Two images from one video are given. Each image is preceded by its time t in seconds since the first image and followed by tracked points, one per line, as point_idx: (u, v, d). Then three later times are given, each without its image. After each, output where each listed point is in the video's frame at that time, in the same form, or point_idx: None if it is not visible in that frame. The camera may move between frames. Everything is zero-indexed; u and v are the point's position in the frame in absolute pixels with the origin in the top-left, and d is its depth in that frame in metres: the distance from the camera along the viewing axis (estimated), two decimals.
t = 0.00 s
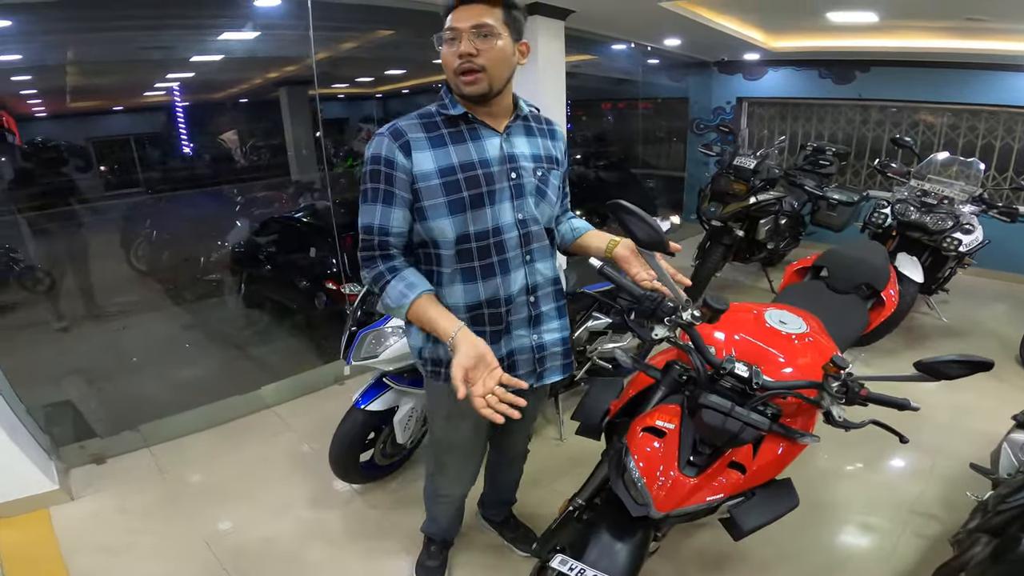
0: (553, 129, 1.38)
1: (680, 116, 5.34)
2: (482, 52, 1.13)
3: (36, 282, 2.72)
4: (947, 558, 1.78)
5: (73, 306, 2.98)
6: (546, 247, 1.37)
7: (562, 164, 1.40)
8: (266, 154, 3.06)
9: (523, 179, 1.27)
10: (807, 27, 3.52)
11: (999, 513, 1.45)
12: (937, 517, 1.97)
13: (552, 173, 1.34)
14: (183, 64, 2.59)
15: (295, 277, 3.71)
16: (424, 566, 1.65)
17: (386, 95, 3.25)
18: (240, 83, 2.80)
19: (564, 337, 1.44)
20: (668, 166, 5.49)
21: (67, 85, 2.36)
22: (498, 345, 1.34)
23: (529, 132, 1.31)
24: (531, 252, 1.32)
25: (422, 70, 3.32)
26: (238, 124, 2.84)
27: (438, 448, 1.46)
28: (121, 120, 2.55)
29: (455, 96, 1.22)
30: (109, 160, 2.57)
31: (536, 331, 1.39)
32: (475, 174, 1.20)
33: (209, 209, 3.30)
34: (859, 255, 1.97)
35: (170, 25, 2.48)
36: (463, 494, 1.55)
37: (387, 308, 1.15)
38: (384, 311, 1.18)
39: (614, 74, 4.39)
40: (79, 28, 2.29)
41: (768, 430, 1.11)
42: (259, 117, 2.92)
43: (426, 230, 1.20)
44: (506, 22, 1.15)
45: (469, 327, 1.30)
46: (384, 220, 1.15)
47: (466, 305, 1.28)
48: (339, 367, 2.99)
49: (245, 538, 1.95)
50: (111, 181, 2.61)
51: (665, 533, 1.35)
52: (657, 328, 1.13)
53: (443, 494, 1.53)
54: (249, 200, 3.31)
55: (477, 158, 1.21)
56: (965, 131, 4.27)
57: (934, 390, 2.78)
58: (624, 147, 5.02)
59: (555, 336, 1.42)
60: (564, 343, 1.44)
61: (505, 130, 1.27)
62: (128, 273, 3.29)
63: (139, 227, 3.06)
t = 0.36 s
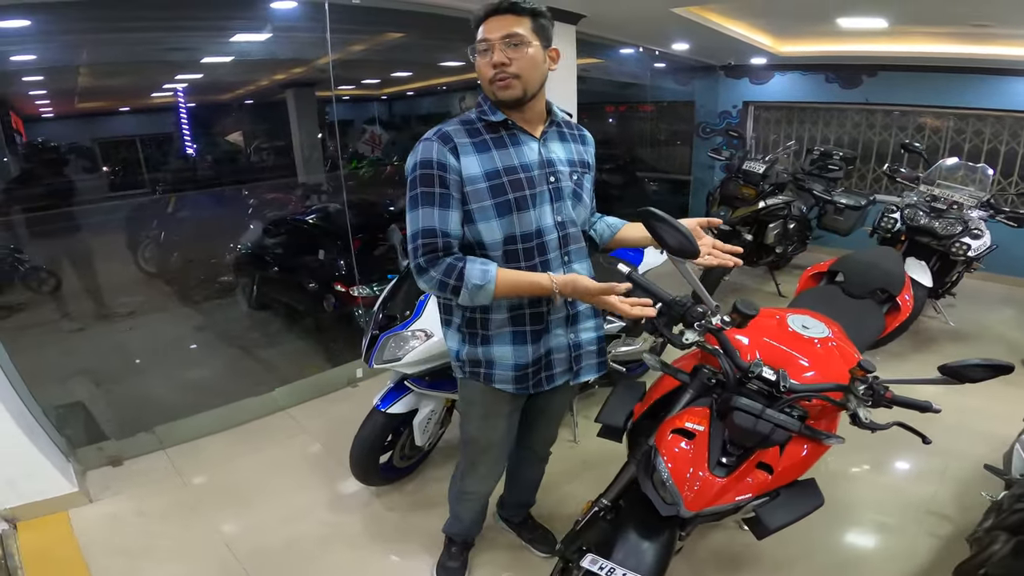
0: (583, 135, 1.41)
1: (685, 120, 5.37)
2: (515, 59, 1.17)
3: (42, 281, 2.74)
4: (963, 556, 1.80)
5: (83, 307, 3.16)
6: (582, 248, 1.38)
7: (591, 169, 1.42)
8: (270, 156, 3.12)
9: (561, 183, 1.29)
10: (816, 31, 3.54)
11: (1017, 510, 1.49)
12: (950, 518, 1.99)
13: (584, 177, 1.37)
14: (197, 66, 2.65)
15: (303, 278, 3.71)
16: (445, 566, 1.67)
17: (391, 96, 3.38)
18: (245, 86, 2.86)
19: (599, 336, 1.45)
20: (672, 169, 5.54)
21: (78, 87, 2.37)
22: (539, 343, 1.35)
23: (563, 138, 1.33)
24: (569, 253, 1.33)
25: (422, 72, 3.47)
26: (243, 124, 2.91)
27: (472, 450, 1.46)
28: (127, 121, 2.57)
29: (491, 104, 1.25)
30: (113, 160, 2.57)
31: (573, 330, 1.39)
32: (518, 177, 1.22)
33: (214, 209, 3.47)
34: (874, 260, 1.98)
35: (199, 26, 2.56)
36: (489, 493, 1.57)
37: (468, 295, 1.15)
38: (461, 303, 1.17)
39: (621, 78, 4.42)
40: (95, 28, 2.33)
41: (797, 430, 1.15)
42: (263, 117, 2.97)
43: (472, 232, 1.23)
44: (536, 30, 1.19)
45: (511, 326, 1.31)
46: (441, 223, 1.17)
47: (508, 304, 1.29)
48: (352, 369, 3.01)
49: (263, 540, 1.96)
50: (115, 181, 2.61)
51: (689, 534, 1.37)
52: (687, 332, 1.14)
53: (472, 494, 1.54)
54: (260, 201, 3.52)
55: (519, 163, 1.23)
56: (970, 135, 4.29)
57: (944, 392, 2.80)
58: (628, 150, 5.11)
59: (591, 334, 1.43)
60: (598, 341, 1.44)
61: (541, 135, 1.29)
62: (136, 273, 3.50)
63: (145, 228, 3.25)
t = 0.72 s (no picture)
0: (604, 141, 1.41)
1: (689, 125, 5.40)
2: (539, 64, 1.17)
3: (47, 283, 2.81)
4: (978, 559, 1.79)
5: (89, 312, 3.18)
6: (602, 252, 1.38)
7: (612, 174, 1.43)
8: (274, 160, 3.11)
9: (582, 187, 1.29)
10: (822, 37, 3.55)
11: None
12: (964, 520, 1.98)
13: (605, 181, 1.37)
14: (206, 70, 2.69)
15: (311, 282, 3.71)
16: (458, 569, 1.66)
17: (396, 100, 3.39)
18: (253, 90, 2.91)
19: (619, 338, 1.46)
20: (676, 173, 5.71)
21: (89, 89, 2.45)
22: (559, 344, 1.34)
23: (584, 143, 1.33)
24: (588, 257, 1.33)
25: (428, 77, 3.50)
26: (248, 127, 2.94)
27: (491, 451, 1.45)
28: (133, 124, 2.63)
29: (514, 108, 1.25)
30: (119, 164, 2.60)
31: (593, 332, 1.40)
32: (540, 181, 1.22)
33: (223, 215, 3.44)
34: (887, 265, 1.98)
35: (210, 29, 2.58)
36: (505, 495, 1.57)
37: (456, 296, 1.15)
38: (450, 302, 1.17)
39: (627, 83, 4.44)
40: (110, 32, 2.38)
41: (819, 432, 1.14)
42: (269, 121, 3.00)
43: (493, 234, 1.24)
44: (560, 36, 1.19)
45: (533, 326, 1.31)
46: (450, 224, 1.18)
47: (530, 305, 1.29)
48: (361, 372, 3.01)
49: (274, 543, 1.96)
50: (120, 187, 2.64)
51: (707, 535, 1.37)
52: (708, 334, 1.15)
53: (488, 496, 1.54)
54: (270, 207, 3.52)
55: (541, 166, 1.23)
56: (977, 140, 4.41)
57: (955, 396, 2.79)
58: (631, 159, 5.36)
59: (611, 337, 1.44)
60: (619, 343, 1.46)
61: (563, 140, 1.29)
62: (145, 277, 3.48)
63: (151, 232, 3.28)
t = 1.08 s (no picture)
0: (606, 146, 1.40)
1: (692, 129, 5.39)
2: (544, 70, 1.17)
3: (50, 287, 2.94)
4: (981, 566, 1.77)
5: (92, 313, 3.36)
6: (599, 259, 1.37)
7: (613, 181, 1.42)
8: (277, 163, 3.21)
9: (581, 194, 1.28)
10: (825, 40, 3.54)
11: None
12: (968, 526, 1.96)
13: (605, 189, 1.36)
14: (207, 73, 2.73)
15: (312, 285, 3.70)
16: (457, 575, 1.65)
17: (398, 104, 3.42)
18: (255, 93, 2.95)
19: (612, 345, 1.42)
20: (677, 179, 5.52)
21: (91, 91, 2.47)
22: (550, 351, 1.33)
23: (585, 149, 1.32)
24: (585, 264, 1.32)
25: (430, 80, 3.47)
26: (250, 131, 3.01)
27: (489, 456, 1.43)
28: (136, 126, 2.68)
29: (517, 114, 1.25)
30: (122, 167, 2.69)
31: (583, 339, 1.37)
32: (538, 187, 1.21)
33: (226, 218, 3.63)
34: (891, 271, 1.97)
35: (209, 31, 2.54)
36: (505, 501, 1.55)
37: (446, 301, 1.16)
38: (441, 306, 1.18)
39: (629, 87, 4.44)
40: (107, 33, 2.37)
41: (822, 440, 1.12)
42: (270, 124, 3.07)
43: (490, 238, 1.23)
44: (565, 41, 1.18)
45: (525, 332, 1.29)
46: (445, 227, 1.17)
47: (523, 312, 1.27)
48: (361, 377, 2.99)
49: (272, 547, 1.95)
50: (123, 189, 2.73)
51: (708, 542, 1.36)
52: (709, 341, 1.13)
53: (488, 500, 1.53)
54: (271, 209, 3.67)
55: (540, 172, 1.22)
56: (980, 144, 4.25)
57: (958, 402, 2.76)
58: (636, 161, 5.15)
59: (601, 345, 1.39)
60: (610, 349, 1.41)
61: (564, 145, 1.28)
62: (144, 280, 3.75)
63: (153, 234, 3.56)
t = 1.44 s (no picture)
0: (594, 150, 1.36)
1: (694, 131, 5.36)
2: (536, 72, 1.13)
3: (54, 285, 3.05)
4: None
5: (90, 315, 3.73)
6: (587, 266, 1.34)
7: (602, 186, 1.38)
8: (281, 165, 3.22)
9: (570, 200, 1.24)
10: (828, 41, 3.50)
11: None
12: (972, 537, 1.90)
13: (593, 194, 1.33)
14: (206, 74, 2.77)
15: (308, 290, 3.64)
16: None
17: (400, 106, 3.43)
18: (256, 95, 3.01)
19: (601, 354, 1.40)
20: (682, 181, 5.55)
21: (91, 92, 2.51)
22: (541, 360, 1.29)
23: (574, 153, 1.28)
24: (573, 271, 1.29)
25: (431, 82, 3.44)
26: (252, 132, 3.06)
27: (480, 467, 1.40)
28: (138, 128, 2.73)
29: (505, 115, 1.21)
30: (125, 168, 2.75)
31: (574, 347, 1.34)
32: (526, 193, 1.17)
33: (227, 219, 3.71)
34: (894, 277, 1.92)
35: (200, 31, 2.48)
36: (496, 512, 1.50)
37: (450, 311, 1.11)
38: (441, 317, 1.13)
39: (629, 89, 4.40)
40: (108, 38, 2.35)
41: (818, 455, 1.08)
42: (274, 125, 3.10)
43: (477, 245, 1.19)
44: (561, 43, 1.14)
45: (515, 341, 1.26)
46: (437, 235, 1.11)
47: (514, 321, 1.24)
48: (356, 381, 2.96)
49: (261, 554, 1.91)
50: (126, 190, 2.80)
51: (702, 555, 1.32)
52: (702, 353, 1.08)
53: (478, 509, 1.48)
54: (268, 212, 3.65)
55: (529, 177, 1.18)
56: (986, 146, 4.22)
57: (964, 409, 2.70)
58: (636, 162, 5.12)
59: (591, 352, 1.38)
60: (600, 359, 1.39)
61: (553, 149, 1.24)
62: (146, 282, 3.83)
63: (154, 236, 3.61)
